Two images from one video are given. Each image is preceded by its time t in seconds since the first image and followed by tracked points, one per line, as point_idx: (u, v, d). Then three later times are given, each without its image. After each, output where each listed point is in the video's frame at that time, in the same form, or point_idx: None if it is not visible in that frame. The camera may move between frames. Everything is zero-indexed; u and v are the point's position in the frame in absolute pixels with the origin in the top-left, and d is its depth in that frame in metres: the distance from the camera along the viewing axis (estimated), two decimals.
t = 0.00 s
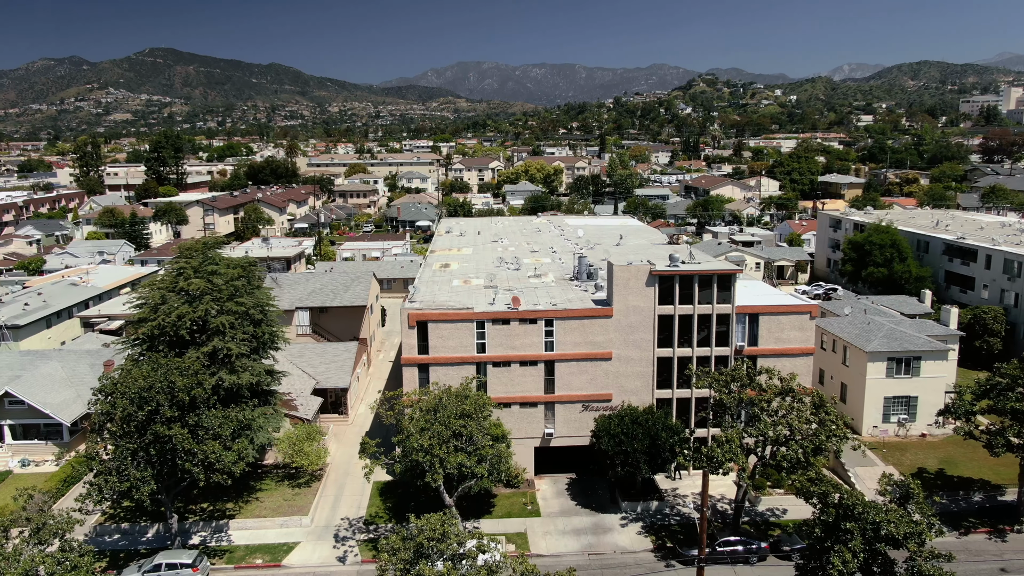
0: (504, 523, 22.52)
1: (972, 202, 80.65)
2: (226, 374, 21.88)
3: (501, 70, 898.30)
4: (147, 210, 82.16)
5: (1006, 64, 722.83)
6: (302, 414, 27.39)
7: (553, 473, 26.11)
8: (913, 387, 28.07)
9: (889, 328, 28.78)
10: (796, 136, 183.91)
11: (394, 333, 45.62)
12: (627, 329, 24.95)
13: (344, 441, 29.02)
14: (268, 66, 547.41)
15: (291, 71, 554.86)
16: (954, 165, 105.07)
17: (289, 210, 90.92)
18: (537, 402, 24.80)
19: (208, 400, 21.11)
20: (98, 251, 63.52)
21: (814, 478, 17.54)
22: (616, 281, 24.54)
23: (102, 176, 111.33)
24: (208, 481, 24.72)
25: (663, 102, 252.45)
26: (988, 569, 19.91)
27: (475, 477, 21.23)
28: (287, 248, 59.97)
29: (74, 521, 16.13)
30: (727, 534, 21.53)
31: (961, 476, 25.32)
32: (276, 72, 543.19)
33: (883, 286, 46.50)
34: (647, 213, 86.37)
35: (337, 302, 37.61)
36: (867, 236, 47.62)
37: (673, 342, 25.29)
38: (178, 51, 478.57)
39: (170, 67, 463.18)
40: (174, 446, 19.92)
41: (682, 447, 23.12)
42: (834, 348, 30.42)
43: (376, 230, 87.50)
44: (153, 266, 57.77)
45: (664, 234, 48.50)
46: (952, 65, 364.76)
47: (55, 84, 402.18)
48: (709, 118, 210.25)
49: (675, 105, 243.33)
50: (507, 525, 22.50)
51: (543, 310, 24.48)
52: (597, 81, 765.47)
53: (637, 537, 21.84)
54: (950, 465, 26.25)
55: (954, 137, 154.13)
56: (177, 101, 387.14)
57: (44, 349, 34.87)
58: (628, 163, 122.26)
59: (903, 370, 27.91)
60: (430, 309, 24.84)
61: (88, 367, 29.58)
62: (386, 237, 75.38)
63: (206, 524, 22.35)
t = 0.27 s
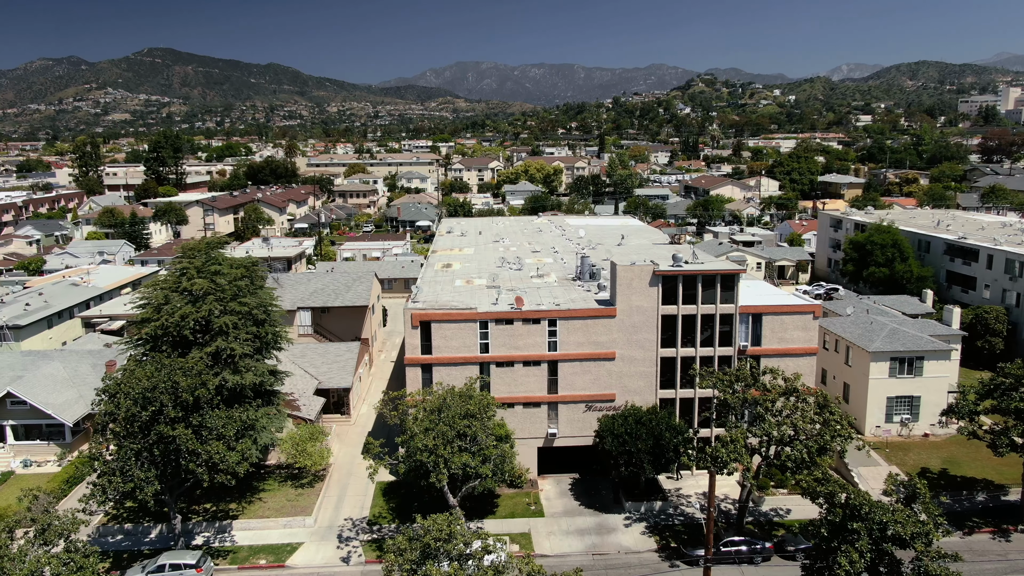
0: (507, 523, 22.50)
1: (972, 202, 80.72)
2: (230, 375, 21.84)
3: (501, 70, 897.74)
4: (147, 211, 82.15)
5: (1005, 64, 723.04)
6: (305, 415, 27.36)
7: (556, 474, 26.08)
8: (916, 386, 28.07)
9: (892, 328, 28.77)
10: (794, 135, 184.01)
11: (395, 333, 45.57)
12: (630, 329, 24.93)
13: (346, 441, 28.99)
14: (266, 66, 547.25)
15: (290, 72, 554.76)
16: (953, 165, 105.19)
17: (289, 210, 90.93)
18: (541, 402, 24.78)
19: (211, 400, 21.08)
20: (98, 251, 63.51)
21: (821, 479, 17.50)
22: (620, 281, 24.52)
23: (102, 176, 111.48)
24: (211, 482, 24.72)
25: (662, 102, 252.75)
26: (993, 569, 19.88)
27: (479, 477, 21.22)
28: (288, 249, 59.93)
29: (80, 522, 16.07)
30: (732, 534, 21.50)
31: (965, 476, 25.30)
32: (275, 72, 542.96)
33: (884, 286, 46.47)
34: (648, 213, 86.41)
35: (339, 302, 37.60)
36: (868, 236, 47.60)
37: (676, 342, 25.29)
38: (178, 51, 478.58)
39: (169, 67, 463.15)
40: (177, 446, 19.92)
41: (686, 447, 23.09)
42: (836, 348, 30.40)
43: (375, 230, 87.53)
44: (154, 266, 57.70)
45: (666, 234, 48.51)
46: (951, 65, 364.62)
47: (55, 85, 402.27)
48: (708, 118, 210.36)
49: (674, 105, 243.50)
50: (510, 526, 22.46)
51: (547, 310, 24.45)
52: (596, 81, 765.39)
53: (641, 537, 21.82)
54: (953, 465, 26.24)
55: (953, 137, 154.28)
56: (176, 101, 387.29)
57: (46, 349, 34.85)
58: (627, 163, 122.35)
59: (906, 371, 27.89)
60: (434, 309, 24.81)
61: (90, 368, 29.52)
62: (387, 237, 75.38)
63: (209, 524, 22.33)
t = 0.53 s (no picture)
0: (511, 523, 22.48)
1: (971, 203, 80.83)
2: (233, 375, 21.80)
3: (499, 70, 897.49)
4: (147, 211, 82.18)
5: (1003, 64, 723.63)
6: (308, 415, 27.35)
7: (559, 474, 26.08)
8: (919, 386, 28.09)
9: (894, 328, 28.76)
10: (792, 135, 184.18)
11: (397, 333, 45.55)
12: (634, 330, 24.91)
13: (349, 441, 28.99)
14: (265, 66, 546.84)
15: (288, 72, 554.47)
16: (951, 165, 105.37)
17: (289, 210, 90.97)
18: (544, 402, 24.77)
19: (215, 400, 21.05)
20: (97, 251, 63.50)
21: (827, 479, 17.49)
22: (623, 281, 24.51)
23: (101, 177, 111.38)
24: (214, 482, 24.69)
25: (660, 103, 252.93)
26: (998, 568, 19.86)
27: (483, 477, 21.19)
28: (289, 249, 59.96)
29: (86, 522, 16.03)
30: (736, 534, 21.48)
31: (968, 476, 25.30)
32: (273, 72, 542.64)
33: (886, 286, 46.44)
34: (648, 212, 86.49)
35: (341, 302, 37.63)
36: (869, 236, 47.62)
37: (680, 342, 25.29)
38: (176, 51, 478.14)
39: (167, 67, 462.79)
40: (181, 446, 19.88)
41: (689, 447, 23.08)
42: (838, 348, 30.41)
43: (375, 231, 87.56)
44: (154, 266, 57.71)
45: (666, 234, 48.58)
46: (949, 66, 364.26)
47: (53, 85, 401.88)
48: (707, 118, 210.43)
49: (672, 105, 243.53)
50: (514, 526, 22.42)
51: (550, 310, 24.43)
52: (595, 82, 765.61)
53: (645, 537, 21.82)
54: (957, 465, 26.23)
55: (951, 137, 154.53)
56: (174, 101, 386.88)
57: (47, 349, 34.82)
58: (627, 163, 122.37)
59: (908, 371, 27.88)
60: (436, 309, 24.80)
61: (92, 368, 29.44)
62: (386, 237, 75.35)
63: (213, 524, 22.31)
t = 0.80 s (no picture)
0: (516, 524, 22.46)
1: (971, 203, 81.09)
2: (237, 375, 21.76)
3: (498, 70, 896.99)
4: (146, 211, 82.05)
5: (1001, 65, 724.45)
6: (311, 416, 27.34)
7: (562, 474, 26.06)
8: (922, 386, 28.09)
9: (897, 328, 28.75)
10: (791, 135, 184.35)
11: (398, 333, 45.52)
12: (637, 329, 24.92)
13: (352, 442, 28.96)
14: (263, 66, 546.57)
15: (286, 72, 554.33)
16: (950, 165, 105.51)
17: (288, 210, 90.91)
18: (547, 403, 24.74)
19: (219, 401, 21.00)
20: (97, 251, 63.43)
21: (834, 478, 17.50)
22: (626, 281, 24.49)
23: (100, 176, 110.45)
24: (218, 483, 24.66)
25: (658, 103, 253.02)
26: (1002, 569, 19.83)
27: (487, 478, 21.18)
28: (289, 249, 59.94)
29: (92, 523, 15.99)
30: (740, 534, 21.46)
31: (971, 476, 25.29)
32: (272, 73, 542.60)
33: (887, 286, 46.42)
34: (648, 212, 86.54)
35: (343, 302, 37.64)
36: (870, 236, 47.60)
37: (683, 342, 25.28)
38: (174, 51, 477.94)
39: (165, 67, 462.47)
40: (185, 447, 19.83)
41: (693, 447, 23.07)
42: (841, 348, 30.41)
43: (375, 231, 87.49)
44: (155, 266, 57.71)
45: (667, 234, 48.59)
46: (946, 66, 363.96)
47: (51, 85, 401.77)
48: (705, 119, 210.50)
49: (670, 106, 243.57)
50: (518, 526, 22.41)
51: (553, 310, 24.41)
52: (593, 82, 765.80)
53: (650, 537, 21.81)
54: (960, 465, 26.22)
55: (949, 137, 154.70)
56: (172, 101, 386.83)
57: (48, 349, 34.80)
58: (626, 164, 122.41)
59: (911, 370, 27.88)
60: (440, 309, 24.75)
61: (94, 369, 29.39)
62: (386, 237, 75.32)
63: (216, 525, 22.28)
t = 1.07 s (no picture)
0: (520, 524, 22.44)
1: (970, 203, 80.71)
2: (240, 376, 21.74)
3: (495, 71, 896.81)
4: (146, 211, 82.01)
5: (999, 65, 725.49)
6: (314, 416, 27.34)
7: (565, 474, 26.06)
8: (924, 386, 28.10)
9: (900, 328, 28.74)
10: (788, 136, 184.64)
11: (399, 333, 45.50)
12: (640, 330, 24.90)
13: (354, 442, 28.95)
14: (260, 66, 546.19)
15: (284, 72, 554.10)
16: (948, 165, 105.72)
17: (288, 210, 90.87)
18: (551, 403, 24.72)
19: (223, 401, 20.96)
20: (96, 251, 63.33)
21: (841, 478, 17.47)
22: (630, 280, 24.45)
23: (98, 177, 110.58)
24: (220, 484, 24.62)
25: (656, 103, 253.27)
26: (1008, 568, 19.78)
27: (492, 478, 21.17)
28: (289, 249, 59.92)
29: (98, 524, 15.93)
30: (745, 535, 21.44)
31: (974, 475, 25.30)
32: (270, 73, 542.50)
33: (887, 286, 46.44)
34: (647, 213, 86.63)
35: (345, 302, 37.65)
36: (871, 236, 47.63)
37: (687, 342, 25.26)
38: (172, 52, 477.73)
39: (162, 67, 462.26)
40: (190, 448, 19.79)
41: (698, 447, 23.03)
42: (844, 348, 30.39)
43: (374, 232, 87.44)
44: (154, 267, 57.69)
45: (667, 234, 48.60)
46: (943, 66, 364.55)
47: (49, 86, 401.53)
48: (703, 119, 210.61)
49: (668, 106, 243.81)
50: (522, 527, 22.39)
51: (557, 310, 24.38)
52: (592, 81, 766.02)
53: (654, 537, 21.80)
54: (963, 464, 26.23)
55: (947, 138, 154.85)
56: (169, 101, 386.49)
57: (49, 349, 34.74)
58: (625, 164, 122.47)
59: (914, 370, 27.87)
60: (443, 309, 24.72)
61: (96, 369, 29.32)
62: (385, 237, 75.30)
63: (219, 526, 22.24)
